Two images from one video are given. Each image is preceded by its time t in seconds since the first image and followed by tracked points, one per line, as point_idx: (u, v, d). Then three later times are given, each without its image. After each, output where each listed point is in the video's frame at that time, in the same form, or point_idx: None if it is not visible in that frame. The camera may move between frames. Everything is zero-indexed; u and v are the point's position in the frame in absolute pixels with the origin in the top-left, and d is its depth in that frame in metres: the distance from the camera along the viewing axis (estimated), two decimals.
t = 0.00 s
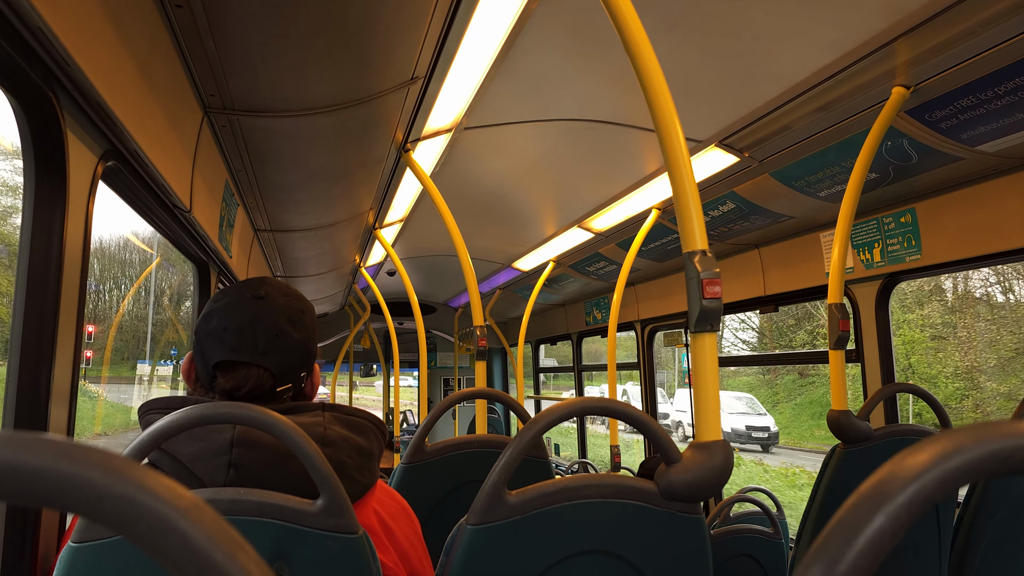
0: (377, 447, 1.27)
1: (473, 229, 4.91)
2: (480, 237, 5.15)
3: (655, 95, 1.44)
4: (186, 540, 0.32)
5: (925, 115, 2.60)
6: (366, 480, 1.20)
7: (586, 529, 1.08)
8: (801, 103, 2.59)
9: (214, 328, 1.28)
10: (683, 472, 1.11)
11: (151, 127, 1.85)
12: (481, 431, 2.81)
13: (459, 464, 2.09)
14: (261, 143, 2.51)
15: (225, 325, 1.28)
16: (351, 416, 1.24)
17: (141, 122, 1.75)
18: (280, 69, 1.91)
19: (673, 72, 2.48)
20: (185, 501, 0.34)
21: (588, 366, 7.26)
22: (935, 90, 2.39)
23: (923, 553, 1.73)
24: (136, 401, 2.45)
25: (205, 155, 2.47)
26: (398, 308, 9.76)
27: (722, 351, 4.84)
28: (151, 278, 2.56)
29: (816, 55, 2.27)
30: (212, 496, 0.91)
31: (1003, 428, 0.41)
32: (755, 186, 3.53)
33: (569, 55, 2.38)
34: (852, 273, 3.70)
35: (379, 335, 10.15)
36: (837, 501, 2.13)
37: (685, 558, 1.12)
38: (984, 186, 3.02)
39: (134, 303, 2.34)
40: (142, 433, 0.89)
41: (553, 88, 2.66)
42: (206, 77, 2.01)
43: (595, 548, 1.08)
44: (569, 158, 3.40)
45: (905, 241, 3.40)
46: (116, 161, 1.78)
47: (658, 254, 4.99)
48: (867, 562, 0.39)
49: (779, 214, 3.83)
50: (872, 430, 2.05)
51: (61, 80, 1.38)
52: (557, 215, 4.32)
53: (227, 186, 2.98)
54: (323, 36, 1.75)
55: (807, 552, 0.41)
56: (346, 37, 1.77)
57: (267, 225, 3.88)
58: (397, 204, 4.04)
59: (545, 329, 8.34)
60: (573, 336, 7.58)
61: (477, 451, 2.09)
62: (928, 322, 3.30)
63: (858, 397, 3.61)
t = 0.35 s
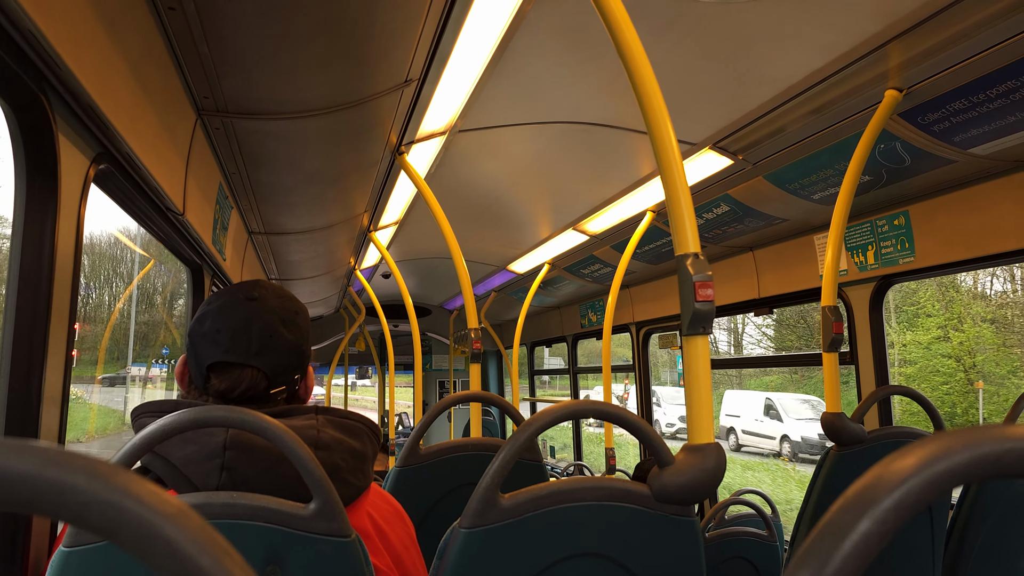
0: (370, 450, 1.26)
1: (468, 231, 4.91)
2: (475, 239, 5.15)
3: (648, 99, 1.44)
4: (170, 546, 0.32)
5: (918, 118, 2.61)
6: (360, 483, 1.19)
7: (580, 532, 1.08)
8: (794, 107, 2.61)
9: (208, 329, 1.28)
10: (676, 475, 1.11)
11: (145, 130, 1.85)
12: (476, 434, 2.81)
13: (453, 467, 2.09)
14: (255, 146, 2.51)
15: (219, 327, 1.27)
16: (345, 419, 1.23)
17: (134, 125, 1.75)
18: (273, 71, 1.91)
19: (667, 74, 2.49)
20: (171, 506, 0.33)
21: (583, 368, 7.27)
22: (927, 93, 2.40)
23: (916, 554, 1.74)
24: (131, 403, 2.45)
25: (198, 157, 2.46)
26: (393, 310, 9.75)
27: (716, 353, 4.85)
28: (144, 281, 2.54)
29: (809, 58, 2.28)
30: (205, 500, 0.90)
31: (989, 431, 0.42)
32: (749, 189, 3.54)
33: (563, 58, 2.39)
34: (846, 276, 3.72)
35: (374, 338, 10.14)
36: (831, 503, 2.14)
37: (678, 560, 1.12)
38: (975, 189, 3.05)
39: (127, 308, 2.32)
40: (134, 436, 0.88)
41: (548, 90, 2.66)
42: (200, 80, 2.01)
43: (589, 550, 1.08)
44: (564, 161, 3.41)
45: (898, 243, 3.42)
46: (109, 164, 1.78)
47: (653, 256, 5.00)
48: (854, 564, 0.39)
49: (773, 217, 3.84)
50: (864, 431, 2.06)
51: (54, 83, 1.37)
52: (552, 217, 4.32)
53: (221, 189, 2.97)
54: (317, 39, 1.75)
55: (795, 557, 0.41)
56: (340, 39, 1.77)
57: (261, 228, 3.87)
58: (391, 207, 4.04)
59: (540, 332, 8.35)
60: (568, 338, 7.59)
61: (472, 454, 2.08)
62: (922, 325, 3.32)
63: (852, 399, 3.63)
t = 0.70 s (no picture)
0: (356, 449, 1.26)
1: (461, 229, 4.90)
2: (468, 237, 5.15)
3: (633, 96, 1.44)
4: (129, 546, 0.32)
5: (907, 115, 2.62)
6: (346, 481, 1.19)
7: (566, 530, 1.08)
8: (784, 103, 2.61)
9: (195, 328, 1.27)
10: (661, 472, 1.11)
11: (131, 129, 1.84)
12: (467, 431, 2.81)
13: (443, 465, 2.09)
14: (243, 144, 2.50)
15: (206, 326, 1.27)
16: (331, 418, 1.23)
17: (119, 123, 1.74)
18: (260, 70, 1.90)
19: (657, 71, 2.49)
20: (130, 507, 0.33)
21: (577, 365, 7.28)
22: (916, 90, 2.41)
23: (903, 549, 1.75)
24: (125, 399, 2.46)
25: (187, 156, 2.45)
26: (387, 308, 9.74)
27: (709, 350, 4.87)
28: (134, 280, 2.53)
29: (799, 55, 2.28)
30: (188, 498, 0.90)
31: (954, 429, 0.42)
32: (740, 185, 3.55)
33: (554, 54, 2.38)
34: (837, 272, 3.73)
35: (368, 336, 10.13)
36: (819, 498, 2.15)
37: (664, 557, 1.13)
38: (965, 186, 3.06)
39: (118, 307, 2.30)
40: (117, 435, 0.88)
41: (538, 88, 2.66)
42: (187, 78, 2.00)
43: (575, 548, 1.09)
44: (555, 158, 3.41)
45: (889, 240, 3.43)
46: (95, 162, 1.77)
47: (646, 253, 5.01)
48: (818, 560, 0.39)
49: (764, 214, 3.85)
50: (852, 427, 2.07)
51: (36, 82, 1.36)
52: (544, 215, 4.32)
53: (211, 187, 2.96)
54: (303, 38, 1.75)
55: (761, 554, 0.41)
56: (327, 37, 1.77)
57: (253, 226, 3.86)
58: (383, 205, 4.03)
59: (534, 329, 8.36)
60: (562, 335, 7.60)
61: (461, 451, 2.08)
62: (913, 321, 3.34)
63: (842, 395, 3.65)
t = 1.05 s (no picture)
0: (347, 450, 1.27)
1: (456, 228, 4.90)
2: (463, 236, 5.15)
3: (623, 99, 1.45)
4: (111, 556, 0.32)
5: (898, 114, 2.63)
6: (337, 483, 1.20)
7: (557, 530, 1.09)
8: (777, 103, 2.62)
9: (183, 331, 1.27)
10: (650, 473, 1.12)
11: (122, 131, 1.83)
12: (461, 432, 2.82)
13: (436, 465, 2.09)
14: (236, 145, 2.49)
15: (195, 329, 1.27)
16: (322, 420, 1.23)
17: (110, 126, 1.73)
18: (252, 71, 1.90)
19: (650, 71, 2.49)
20: (112, 518, 0.34)
21: (572, 364, 7.30)
22: (907, 90, 2.42)
23: (894, 547, 1.76)
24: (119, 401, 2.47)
25: (179, 157, 2.45)
26: (382, 307, 9.74)
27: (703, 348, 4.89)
28: (128, 283, 2.53)
29: (791, 55, 2.29)
30: (179, 501, 0.90)
31: (926, 434, 0.43)
32: (733, 185, 3.56)
33: (547, 54, 2.39)
34: (830, 271, 3.75)
35: (364, 335, 10.13)
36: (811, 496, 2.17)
37: (655, 556, 1.14)
38: (956, 185, 3.08)
39: (111, 310, 2.30)
40: (108, 439, 0.88)
41: (531, 88, 2.66)
42: (178, 80, 2.00)
43: (566, 548, 1.10)
44: (549, 158, 3.41)
45: (882, 238, 3.45)
46: (86, 165, 1.76)
47: (640, 252, 5.03)
48: (793, 565, 0.40)
49: (758, 213, 3.87)
50: (843, 426, 2.09)
51: (26, 86, 1.36)
52: (539, 214, 4.33)
53: (204, 188, 2.95)
54: (294, 40, 1.75)
55: (736, 559, 0.42)
56: (320, 39, 1.77)
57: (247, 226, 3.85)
58: (378, 205, 4.03)
59: (530, 328, 8.37)
60: (557, 334, 7.62)
61: (455, 452, 2.09)
62: (907, 318, 3.37)
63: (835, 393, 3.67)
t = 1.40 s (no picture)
0: (356, 448, 1.27)
1: (459, 229, 4.91)
2: (466, 237, 5.15)
3: (633, 101, 1.45)
4: (159, 546, 0.32)
5: (903, 116, 2.64)
6: (346, 480, 1.20)
7: (568, 528, 1.09)
8: (781, 105, 2.63)
9: (187, 331, 1.27)
10: (661, 471, 1.12)
11: (133, 132, 1.84)
12: (466, 432, 2.82)
13: (443, 464, 2.09)
14: (243, 146, 2.50)
15: (199, 328, 1.27)
16: (331, 417, 1.24)
17: (121, 127, 1.74)
18: (260, 73, 1.90)
19: (656, 73, 2.50)
20: (159, 508, 0.34)
21: (574, 365, 7.30)
22: (911, 92, 2.43)
23: (902, 548, 1.76)
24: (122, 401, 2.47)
25: (187, 158, 2.45)
26: (384, 308, 9.74)
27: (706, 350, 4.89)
28: (133, 283, 2.53)
29: (797, 57, 2.30)
30: (194, 499, 0.90)
31: (951, 430, 0.43)
32: (737, 186, 3.57)
33: (553, 55, 2.39)
34: (833, 272, 3.75)
35: (366, 336, 10.13)
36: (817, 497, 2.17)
37: (666, 555, 1.14)
38: (959, 187, 3.08)
39: (115, 310, 2.31)
40: (123, 437, 0.88)
41: (537, 89, 2.67)
42: (188, 81, 2.00)
43: (577, 546, 1.10)
44: (554, 159, 3.42)
45: (885, 240, 3.45)
46: (97, 165, 1.77)
47: (643, 254, 5.04)
48: (821, 559, 0.40)
49: (761, 214, 3.88)
50: (849, 427, 2.09)
51: (41, 86, 1.36)
52: (542, 215, 4.33)
53: (210, 188, 2.96)
54: (305, 42, 1.76)
55: (764, 554, 0.42)
56: (328, 41, 1.78)
57: (251, 227, 3.85)
58: (382, 205, 4.04)
59: (532, 329, 8.37)
60: (560, 335, 7.62)
61: (463, 451, 2.09)
62: (910, 320, 3.37)
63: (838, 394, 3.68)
